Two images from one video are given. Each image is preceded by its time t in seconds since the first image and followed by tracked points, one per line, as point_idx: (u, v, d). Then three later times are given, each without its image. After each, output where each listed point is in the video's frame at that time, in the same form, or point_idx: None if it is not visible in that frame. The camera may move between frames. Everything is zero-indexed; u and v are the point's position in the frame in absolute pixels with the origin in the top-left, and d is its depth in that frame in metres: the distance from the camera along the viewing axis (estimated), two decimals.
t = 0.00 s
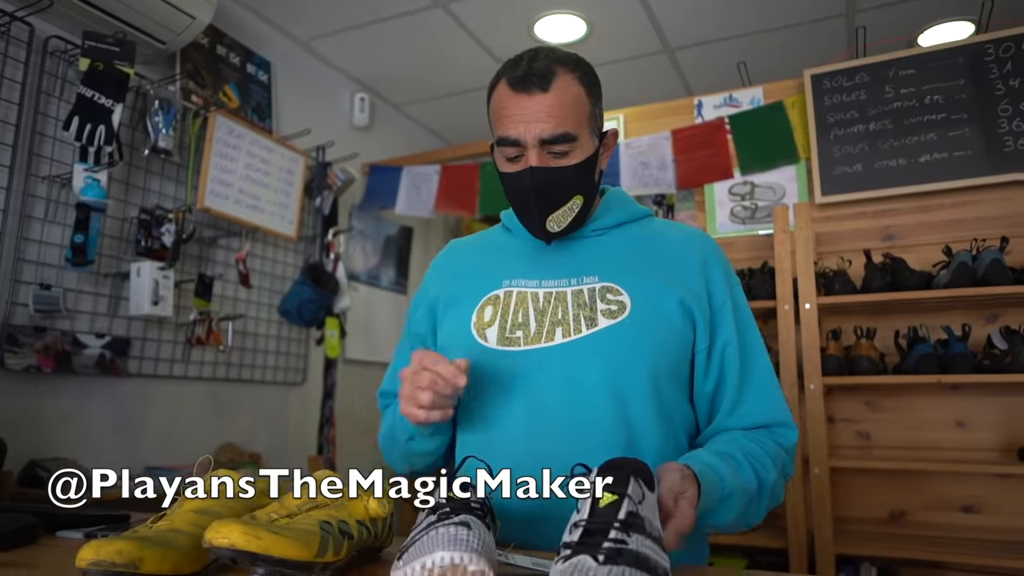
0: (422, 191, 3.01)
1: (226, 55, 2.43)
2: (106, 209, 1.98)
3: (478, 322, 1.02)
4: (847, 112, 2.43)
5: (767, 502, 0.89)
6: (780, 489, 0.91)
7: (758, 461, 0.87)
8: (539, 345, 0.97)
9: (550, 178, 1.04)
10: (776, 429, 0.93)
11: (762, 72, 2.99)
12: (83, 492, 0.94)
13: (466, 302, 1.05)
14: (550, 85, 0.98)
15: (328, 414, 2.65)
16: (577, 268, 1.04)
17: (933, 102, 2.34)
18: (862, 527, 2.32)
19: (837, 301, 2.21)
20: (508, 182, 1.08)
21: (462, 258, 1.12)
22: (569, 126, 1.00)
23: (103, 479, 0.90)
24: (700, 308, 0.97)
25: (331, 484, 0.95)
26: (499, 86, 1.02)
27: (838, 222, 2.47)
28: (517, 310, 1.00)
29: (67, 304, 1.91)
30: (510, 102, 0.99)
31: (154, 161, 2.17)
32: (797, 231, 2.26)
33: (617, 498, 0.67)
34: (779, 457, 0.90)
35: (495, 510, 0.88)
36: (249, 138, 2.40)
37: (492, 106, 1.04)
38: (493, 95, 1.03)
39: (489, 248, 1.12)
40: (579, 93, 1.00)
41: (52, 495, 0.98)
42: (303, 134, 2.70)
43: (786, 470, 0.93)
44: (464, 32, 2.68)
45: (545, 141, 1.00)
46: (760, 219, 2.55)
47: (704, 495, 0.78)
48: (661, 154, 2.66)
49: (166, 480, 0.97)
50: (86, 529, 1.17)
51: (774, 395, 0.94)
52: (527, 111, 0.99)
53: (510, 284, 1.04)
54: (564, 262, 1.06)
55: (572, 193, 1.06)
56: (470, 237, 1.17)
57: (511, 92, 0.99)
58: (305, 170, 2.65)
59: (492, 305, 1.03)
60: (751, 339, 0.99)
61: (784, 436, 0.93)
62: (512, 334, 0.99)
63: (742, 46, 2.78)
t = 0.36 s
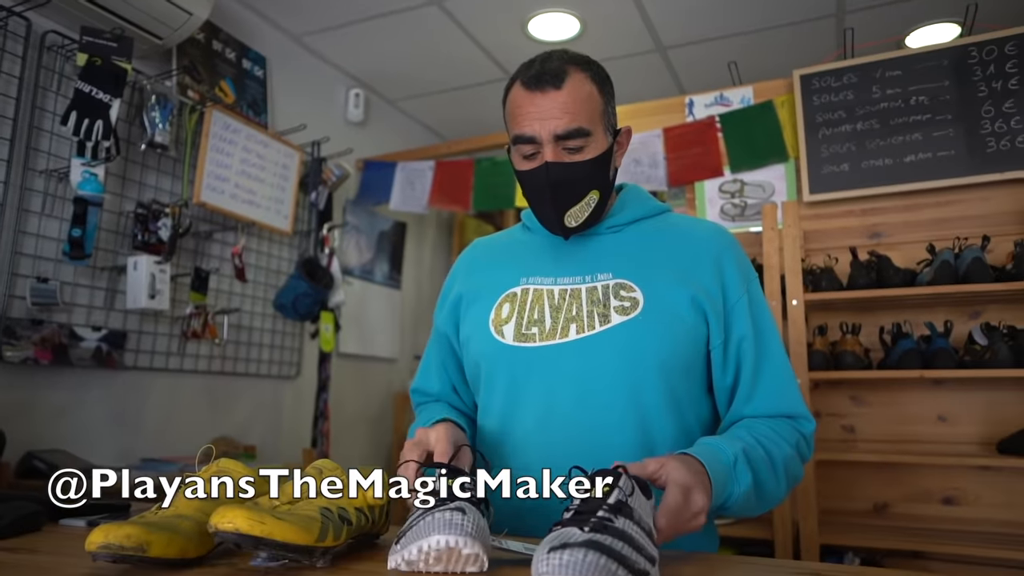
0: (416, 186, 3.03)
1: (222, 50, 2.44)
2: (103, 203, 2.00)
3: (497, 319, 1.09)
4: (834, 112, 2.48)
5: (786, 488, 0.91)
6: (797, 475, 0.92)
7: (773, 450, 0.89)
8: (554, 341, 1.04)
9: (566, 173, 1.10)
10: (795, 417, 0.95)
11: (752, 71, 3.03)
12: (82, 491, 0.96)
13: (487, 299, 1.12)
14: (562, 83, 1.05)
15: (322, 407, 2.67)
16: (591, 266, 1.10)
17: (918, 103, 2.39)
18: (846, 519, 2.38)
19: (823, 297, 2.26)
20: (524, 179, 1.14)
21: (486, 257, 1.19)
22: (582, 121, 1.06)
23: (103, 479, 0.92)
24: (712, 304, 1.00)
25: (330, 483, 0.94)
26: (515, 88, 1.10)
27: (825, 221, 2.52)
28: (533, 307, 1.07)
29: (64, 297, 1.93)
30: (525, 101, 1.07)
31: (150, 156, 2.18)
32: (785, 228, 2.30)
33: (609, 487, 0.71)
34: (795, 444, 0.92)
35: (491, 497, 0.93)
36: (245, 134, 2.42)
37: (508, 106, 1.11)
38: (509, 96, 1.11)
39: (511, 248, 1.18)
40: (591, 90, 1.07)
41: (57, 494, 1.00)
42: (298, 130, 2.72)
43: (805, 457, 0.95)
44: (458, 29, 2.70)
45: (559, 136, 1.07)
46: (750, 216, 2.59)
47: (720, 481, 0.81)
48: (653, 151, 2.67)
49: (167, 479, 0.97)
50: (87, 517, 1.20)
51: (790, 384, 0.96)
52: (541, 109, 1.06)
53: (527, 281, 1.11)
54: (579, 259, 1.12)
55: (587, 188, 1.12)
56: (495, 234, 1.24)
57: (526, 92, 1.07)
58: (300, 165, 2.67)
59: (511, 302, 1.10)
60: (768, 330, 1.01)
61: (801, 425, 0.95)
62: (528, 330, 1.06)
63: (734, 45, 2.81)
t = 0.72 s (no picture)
0: (409, 182, 3.05)
1: (216, 45, 2.45)
2: (97, 197, 2.01)
3: (498, 312, 1.12)
4: (822, 111, 2.51)
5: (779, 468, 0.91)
6: (791, 456, 0.93)
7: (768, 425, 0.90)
8: (553, 332, 1.07)
9: (547, 166, 1.14)
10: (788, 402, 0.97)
11: (743, 70, 3.06)
12: (83, 492, 0.94)
13: (490, 292, 1.16)
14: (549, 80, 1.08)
15: (315, 400, 2.70)
16: (588, 259, 1.13)
17: (904, 103, 2.43)
18: (831, 512, 2.42)
19: (809, 294, 2.30)
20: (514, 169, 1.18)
21: (488, 250, 1.23)
22: (565, 116, 1.09)
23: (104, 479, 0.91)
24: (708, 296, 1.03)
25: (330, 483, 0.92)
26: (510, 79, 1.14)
27: (813, 219, 2.57)
28: (533, 300, 1.11)
29: (59, 290, 1.94)
30: (513, 95, 1.10)
31: (145, 150, 2.20)
32: (773, 226, 2.33)
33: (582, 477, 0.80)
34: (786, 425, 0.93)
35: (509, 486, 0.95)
36: (239, 129, 2.44)
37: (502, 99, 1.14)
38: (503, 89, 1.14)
39: (514, 241, 1.22)
40: (580, 87, 1.09)
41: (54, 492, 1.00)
42: (291, 125, 2.73)
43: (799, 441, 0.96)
44: (452, 25, 2.72)
45: (541, 131, 1.10)
46: (739, 213, 2.62)
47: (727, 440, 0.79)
48: (643, 149, 2.69)
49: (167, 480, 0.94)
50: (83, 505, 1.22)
51: (782, 371, 0.99)
52: (527, 104, 1.10)
53: (528, 274, 1.14)
54: (579, 253, 1.15)
55: (569, 182, 1.15)
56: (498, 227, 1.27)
57: (516, 87, 1.10)
58: (293, 160, 2.68)
59: (511, 295, 1.13)
60: (762, 321, 1.04)
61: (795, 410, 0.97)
62: (527, 322, 1.09)
63: (724, 44, 2.84)
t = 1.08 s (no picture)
0: (404, 178, 3.06)
1: (212, 41, 2.46)
2: (94, 192, 2.02)
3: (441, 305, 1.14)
4: (814, 111, 2.54)
5: (635, 438, 0.84)
6: (650, 423, 0.84)
7: (615, 381, 0.83)
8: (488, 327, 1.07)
9: (504, 168, 1.14)
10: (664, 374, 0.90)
11: (736, 70, 3.08)
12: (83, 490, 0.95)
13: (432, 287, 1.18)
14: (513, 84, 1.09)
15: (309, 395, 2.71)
16: (529, 257, 1.13)
17: (894, 103, 2.46)
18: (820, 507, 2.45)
19: (800, 291, 2.32)
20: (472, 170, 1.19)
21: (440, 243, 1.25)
22: (526, 121, 1.10)
23: (104, 479, 0.92)
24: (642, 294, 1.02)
25: (330, 484, 0.91)
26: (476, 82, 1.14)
27: (804, 217, 2.58)
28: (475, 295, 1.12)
29: (55, 284, 1.95)
30: (479, 96, 1.11)
31: (141, 146, 2.20)
32: (765, 224, 2.36)
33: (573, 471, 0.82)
34: (649, 391, 0.86)
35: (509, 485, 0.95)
36: (235, 125, 2.45)
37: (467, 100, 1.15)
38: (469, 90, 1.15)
39: (462, 236, 1.23)
40: (543, 94, 1.11)
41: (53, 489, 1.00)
42: (287, 121, 2.74)
43: (675, 415, 0.86)
44: (447, 23, 2.74)
45: (502, 134, 1.10)
46: (731, 212, 2.67)
47: (516, 355, 0.76)
48: (637, 148, 2.74)
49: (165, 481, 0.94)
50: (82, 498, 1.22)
51: (675, 348, 0.93)
52: (492, 105, 1.10)
53: (471, 270, 1.15)
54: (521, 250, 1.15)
55: (524, 184, 1.14)
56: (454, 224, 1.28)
57: (480, 89, 1.11)
58: (289, 156, 2.69)
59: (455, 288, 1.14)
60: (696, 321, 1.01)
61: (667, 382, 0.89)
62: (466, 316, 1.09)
63: (717, 44, 2.87)
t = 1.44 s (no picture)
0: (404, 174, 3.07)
1: (214, 38, 2.47)
2: (97, 187, 2.04)
3: (360, 308, 1.26)
4: (812, 109, 2.56)
5: (550, 438, 1.02)
6: (566, 426, 1.03)
7: (530, 402, 1.01)
8: (410, 324, 1.20)
9: (448, 165, 1.26)
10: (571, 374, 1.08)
11: (735, 68, 3.10)
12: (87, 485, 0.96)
13: (351, 290, 1.29)
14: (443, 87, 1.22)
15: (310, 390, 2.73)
16: (445, 259, 1.27)
17: (892, 101, 2.47)
18: (817, 503, 2.46)
19: (798, 288, 2.33)
20: (405, 171, 1.28)
21: (353, 248, 1.37)
22: (460, 120, 1.24)
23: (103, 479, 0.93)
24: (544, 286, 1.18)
25: (330, 484, 0.91)
26: (395, 89, 1.25)
27: (802, 214, 2.58)
28: (392, 297, 1.24)
29: (59, 279, 1.96)
30: (412, 101, 1.22)
31: (143, 141, 2.21)
32: (763, 221, 2.38)
33: (575, 462, 0.83)
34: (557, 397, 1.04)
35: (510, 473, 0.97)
36: (237, 121, 2.46)
37: (390, 106, 1.25)
38: (390, 95, 1.25)
39: (376, 241, 1.36)
40: (466, 96, 1.26)
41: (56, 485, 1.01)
42: (288, 117, 2.75)
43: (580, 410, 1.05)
44: (448, 20, 2.75)
45: (442, 133, 1.23)
46: (729, 210, 2.65)
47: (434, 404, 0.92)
48: (636, 144, 2.80)
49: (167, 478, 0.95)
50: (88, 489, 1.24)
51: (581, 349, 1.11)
52: (426, 108, 1.22)
53: (387, 273, 1.28)
54: (436, 253, 1.29)
55: (463, 180, 1.29)
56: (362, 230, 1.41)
57: (411, 93, 1.22)
58: (289, 152, 2.71)
59: (373, 292, 1.26)
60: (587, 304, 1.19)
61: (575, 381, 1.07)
62: (387, 317, 1.22)
63: (716, 42, 2.88)
